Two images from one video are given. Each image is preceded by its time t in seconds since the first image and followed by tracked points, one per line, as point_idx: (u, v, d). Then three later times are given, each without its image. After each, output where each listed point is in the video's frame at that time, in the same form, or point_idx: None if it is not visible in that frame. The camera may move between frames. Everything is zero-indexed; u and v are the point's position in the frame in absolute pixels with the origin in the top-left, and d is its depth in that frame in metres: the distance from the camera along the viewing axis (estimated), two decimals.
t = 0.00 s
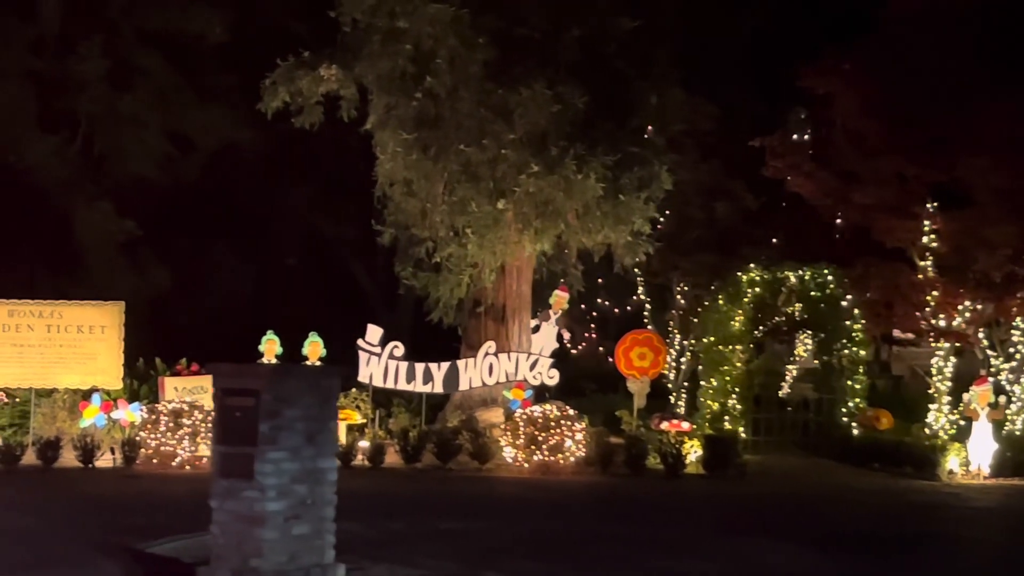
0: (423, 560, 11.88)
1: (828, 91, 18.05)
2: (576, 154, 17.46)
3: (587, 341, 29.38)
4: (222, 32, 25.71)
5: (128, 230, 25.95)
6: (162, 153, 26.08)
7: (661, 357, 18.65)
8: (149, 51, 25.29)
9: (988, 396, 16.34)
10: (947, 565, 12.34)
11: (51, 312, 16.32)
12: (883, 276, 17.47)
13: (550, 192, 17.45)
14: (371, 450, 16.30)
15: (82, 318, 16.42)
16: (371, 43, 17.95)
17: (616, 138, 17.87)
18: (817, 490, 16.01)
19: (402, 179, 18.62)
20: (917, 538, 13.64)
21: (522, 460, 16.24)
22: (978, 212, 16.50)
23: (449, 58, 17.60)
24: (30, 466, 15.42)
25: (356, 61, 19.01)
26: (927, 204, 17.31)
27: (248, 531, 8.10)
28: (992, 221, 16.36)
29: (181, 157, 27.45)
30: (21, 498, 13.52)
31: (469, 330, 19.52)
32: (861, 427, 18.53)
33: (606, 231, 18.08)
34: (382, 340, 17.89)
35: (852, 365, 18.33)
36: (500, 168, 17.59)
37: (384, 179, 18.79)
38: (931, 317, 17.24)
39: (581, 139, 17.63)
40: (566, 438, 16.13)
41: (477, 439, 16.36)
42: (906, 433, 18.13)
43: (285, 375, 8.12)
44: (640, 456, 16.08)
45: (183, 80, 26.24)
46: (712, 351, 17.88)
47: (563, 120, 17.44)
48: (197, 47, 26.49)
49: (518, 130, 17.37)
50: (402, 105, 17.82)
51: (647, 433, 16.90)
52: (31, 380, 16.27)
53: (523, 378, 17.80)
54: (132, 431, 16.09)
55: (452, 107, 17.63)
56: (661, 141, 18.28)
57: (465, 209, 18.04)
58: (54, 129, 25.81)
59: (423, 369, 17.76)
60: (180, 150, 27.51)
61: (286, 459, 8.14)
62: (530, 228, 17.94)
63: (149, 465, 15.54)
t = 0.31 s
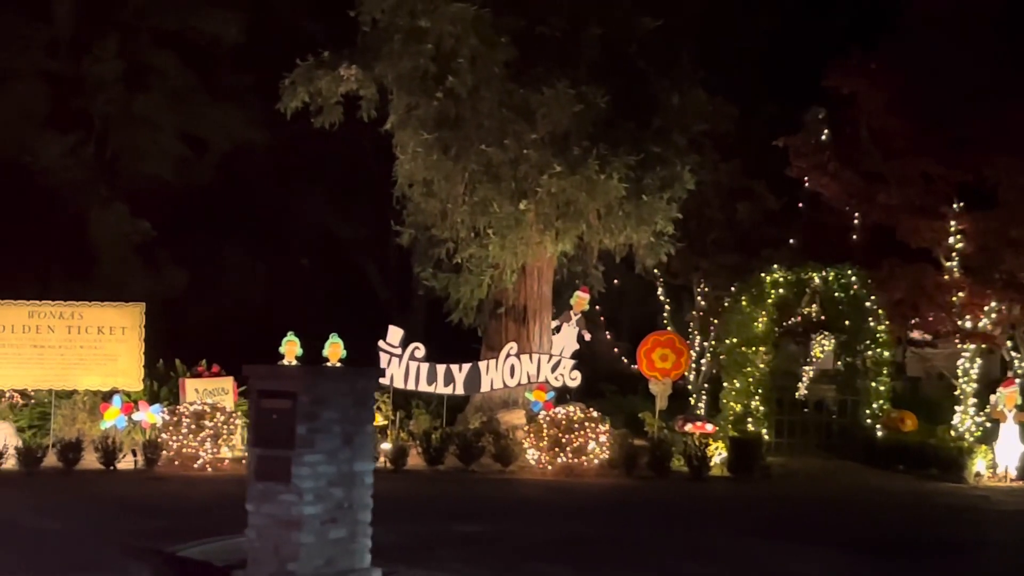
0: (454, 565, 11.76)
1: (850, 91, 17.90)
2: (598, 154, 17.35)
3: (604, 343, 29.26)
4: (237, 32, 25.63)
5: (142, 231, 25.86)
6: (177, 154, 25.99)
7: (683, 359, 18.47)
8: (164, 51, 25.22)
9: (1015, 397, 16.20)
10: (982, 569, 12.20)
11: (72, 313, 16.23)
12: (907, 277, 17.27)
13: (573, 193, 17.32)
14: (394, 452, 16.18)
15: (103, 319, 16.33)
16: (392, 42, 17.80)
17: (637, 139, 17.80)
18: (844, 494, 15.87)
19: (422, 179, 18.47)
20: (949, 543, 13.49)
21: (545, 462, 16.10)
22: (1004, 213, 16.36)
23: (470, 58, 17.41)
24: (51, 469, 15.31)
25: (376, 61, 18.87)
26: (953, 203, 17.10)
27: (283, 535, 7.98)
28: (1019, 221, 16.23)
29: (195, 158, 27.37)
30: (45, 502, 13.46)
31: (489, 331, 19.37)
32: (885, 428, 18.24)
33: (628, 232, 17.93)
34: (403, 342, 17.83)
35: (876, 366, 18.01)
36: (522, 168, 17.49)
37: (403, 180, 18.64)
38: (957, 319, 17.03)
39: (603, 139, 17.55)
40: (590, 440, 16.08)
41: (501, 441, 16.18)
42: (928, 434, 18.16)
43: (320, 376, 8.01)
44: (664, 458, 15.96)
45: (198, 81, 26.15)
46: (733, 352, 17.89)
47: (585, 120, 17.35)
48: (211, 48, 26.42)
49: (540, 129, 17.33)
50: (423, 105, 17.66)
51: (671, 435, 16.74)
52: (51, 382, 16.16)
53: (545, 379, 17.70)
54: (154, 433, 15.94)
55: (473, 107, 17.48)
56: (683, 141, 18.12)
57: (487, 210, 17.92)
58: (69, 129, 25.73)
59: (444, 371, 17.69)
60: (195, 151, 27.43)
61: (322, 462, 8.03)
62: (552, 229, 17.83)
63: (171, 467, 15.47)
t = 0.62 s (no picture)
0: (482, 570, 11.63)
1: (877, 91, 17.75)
2: (622, 155, 17.22)
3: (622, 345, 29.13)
4: (254, 33, 25.54)
5: (159, 233, 25.77)
6: (194, 156, 25.89)
7: (707, 361, 18.38)
8: (180, 52, 25.14)
9: None
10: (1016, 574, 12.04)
11: (95, 315, 16.18)
12: (935, 279, 17.25)
13: (597, 194, 17.24)
14: (417, 455, 16.07)
15: (125, 321, 16.27)
16: (415, 43, 17.73)
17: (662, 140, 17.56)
18: (871, 497, 15.74)
19: (443, 180, 18.34)
20: (980, 548, 13.33)
21: (571, 465, 16.07)
22: None
23: (494, 59, 17.25)
24: (74, 472, 15.22)
25: (398, 61, 18.72)
26: (981, 204, 17.04)
27: (323, 540, 7.88)
28: None
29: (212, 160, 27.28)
30: (67, 507, 13.36)
31: (512, 333, 19.37)
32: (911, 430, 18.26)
33: (652, 233, 17.86)
34: (427, 344, 17.73)
35: (903, 368, 18.01)
36: (546, 169, 17.39)
37: (425, 181, 18.53)
38: (986, 321, 16.89)
39: (628, 140, 17.36)
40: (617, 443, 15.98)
41: (526, 445, 16.08)
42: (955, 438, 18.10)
43: (360, 379, 7.91)
44: (691, 461, 15.83)
45: (214, 82, 26.07)
46: (760, 355, 17.68)
47: (609, 121, 17.19)
48: (228, 49, 26.33)
49: (563, 131, 17.21)
50: (446, 106, 17.56)
51: (697, 439, 16.56)
52: (74, 384, 16.10)
53: (569, 382, 17.62)
54: (177, 435, 15.92)
55: (496, 108, 17.35)
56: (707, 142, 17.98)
57: (510, 211, 17.88)
58: (86, 131, 25.65)
59: (468, 373, 17.58)
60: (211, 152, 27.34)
61: (362, 466, 7.93)
62: (577, 229, 17.71)
63: (194, 470, 15.33)
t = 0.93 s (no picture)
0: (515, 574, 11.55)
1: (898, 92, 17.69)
2: (644, 155, 17.07)
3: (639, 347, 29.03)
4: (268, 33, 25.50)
5: (174, 234, 25.70)
6: (208, 156, 25.85)
7: (729, 362, 18.27)
8: (194, 53, 25.11)
9: None
10: None
11: (114, 316, 16.06)
12: (963, 280, 17.35)
13: (618, 194, 16.96)
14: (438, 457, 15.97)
15: (145, 322, 16.15)
16: (435, 42, 17.58)
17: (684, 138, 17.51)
18: (897, 500, 15.60)
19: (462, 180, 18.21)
20: (1010, 551, 13.19)
21: (594, 467, 15.91)
22: None
23: (515, 58, 17.15)
24: (95, 474, 15.13)
25: (417, 61, 18.68)
26: (1007, 205, 16.84)
27: (361, 544, 7.76)
28: None
29: (226, 160, 27.24)
30: (90, 510, 13.30)
31: (531, 335, 19.17)
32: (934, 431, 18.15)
33: (673, 234, 17.55)
34: (447, 345, 17.61)
35: (925, 370, 17.85)
36: (566, 169, 17.24)
37: (444, 181, 18.40)
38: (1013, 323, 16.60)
39: (650, 140, 17.38)
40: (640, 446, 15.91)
41: (549, 447, 15.95)
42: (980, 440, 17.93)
43: (398, 381, 7.80)
44: (715, 463, 15.70)
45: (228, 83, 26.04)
46: (781, 357, 17.56)
47: (630, 120, 17.20)
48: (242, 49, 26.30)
49: (584, 130, 17.04)
50: (465, 106, 17.42)
51: (720, 441, 16.52)
52: (92, 386, 15.99)
53: (589, 384, 17.47)
54: (196, 437, 15.79)
55: (516, 108, 17.26)
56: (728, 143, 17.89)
57: (530, 211, 17.76)
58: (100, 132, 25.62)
59: (488, 374, 17.39)
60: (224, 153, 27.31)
61: (400, 469, 7.82)
62: (597, 230, 17.49)
63: (215, 472, 15.25)
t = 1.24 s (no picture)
0: None
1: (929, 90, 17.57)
2: (674, 155, 16.94)
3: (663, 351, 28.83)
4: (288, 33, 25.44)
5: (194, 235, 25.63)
6: (228, 156, 25.80)
7: (758, 364, 18.12)
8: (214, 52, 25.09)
9: None
10: None
11: (140, 317, 15.96)
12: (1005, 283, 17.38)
13: (648, 195, 16.89)
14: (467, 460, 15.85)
15: (172, 324, 16.05)
16: (463, 42, 17.40)
17: (715, 139, 17.30)
18: (931, 503, 15.42)
19: (489, 181, 18.08)
20: None
21: (625, 470, 15.81)
22: None
23: (543, 58, 17.01)
24: (123, 476, 15.04)
25: (443, 61, 18.56)
26: None
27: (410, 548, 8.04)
28: None
29: (246, 161, 27.18)
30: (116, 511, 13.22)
31: (558, 336, 19.06)
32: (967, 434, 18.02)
33: (703, 235, 17.48)
34: (475, 347, 17.51)
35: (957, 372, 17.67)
36: (595, 170, 17.12)
37: (469, 182, 18.28)
38: None
39: (678, 140, 17.18)
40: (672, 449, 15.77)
41: (579, 450, 15.81)
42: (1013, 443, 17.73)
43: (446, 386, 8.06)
44: (747, 467, 15.53)
45: (248, 83, 25.99)
46: (811, 360, 17.47)
47: (660, 121, 17.04)
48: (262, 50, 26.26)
49: (613, 130, 16.98)
50: (492, 106, 17.31)
51: (751, 444, 16.42)
52: (119, 388, 15.90)
53: (618, 386, 17.34)
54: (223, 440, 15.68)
55: (545, 108, 17.13)
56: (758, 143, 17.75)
57: (558, 212, 17.66)
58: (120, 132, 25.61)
59: (515, 377, 17.43)
60: (244, 153, 27.26)
61: (448, 473, 8.07)
62: (626, 231, 17.36)
63: (244, 475, 15.08)
